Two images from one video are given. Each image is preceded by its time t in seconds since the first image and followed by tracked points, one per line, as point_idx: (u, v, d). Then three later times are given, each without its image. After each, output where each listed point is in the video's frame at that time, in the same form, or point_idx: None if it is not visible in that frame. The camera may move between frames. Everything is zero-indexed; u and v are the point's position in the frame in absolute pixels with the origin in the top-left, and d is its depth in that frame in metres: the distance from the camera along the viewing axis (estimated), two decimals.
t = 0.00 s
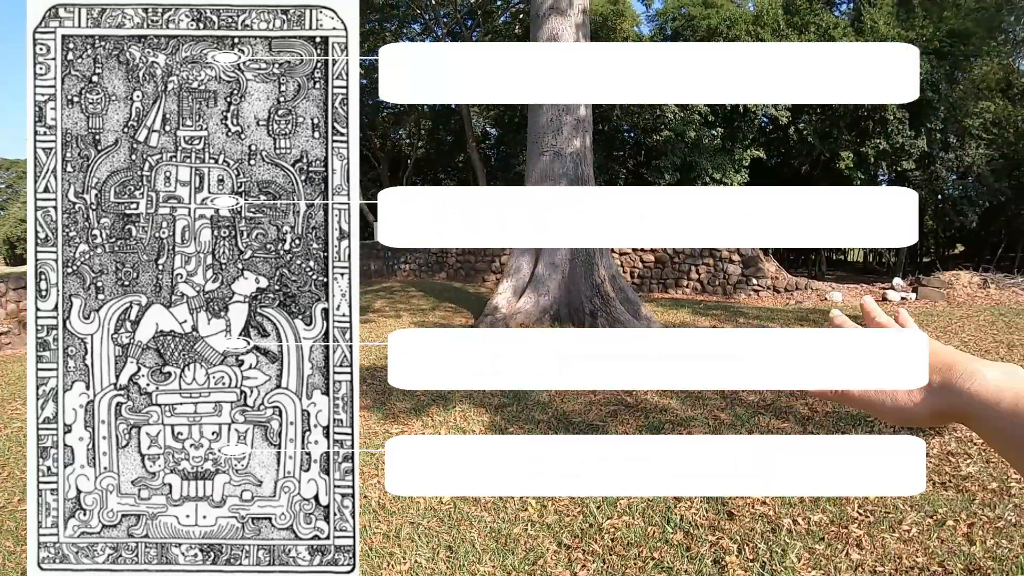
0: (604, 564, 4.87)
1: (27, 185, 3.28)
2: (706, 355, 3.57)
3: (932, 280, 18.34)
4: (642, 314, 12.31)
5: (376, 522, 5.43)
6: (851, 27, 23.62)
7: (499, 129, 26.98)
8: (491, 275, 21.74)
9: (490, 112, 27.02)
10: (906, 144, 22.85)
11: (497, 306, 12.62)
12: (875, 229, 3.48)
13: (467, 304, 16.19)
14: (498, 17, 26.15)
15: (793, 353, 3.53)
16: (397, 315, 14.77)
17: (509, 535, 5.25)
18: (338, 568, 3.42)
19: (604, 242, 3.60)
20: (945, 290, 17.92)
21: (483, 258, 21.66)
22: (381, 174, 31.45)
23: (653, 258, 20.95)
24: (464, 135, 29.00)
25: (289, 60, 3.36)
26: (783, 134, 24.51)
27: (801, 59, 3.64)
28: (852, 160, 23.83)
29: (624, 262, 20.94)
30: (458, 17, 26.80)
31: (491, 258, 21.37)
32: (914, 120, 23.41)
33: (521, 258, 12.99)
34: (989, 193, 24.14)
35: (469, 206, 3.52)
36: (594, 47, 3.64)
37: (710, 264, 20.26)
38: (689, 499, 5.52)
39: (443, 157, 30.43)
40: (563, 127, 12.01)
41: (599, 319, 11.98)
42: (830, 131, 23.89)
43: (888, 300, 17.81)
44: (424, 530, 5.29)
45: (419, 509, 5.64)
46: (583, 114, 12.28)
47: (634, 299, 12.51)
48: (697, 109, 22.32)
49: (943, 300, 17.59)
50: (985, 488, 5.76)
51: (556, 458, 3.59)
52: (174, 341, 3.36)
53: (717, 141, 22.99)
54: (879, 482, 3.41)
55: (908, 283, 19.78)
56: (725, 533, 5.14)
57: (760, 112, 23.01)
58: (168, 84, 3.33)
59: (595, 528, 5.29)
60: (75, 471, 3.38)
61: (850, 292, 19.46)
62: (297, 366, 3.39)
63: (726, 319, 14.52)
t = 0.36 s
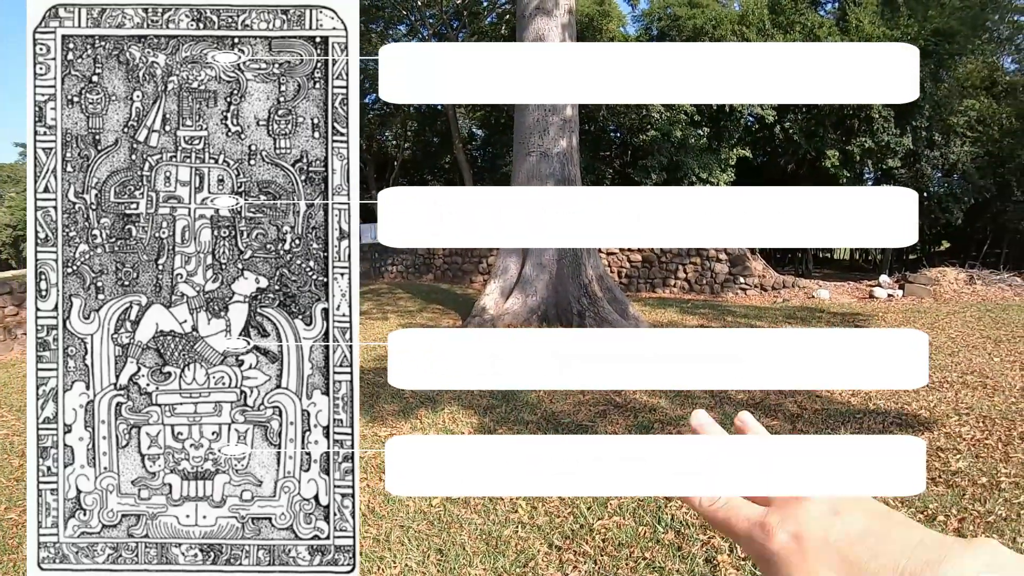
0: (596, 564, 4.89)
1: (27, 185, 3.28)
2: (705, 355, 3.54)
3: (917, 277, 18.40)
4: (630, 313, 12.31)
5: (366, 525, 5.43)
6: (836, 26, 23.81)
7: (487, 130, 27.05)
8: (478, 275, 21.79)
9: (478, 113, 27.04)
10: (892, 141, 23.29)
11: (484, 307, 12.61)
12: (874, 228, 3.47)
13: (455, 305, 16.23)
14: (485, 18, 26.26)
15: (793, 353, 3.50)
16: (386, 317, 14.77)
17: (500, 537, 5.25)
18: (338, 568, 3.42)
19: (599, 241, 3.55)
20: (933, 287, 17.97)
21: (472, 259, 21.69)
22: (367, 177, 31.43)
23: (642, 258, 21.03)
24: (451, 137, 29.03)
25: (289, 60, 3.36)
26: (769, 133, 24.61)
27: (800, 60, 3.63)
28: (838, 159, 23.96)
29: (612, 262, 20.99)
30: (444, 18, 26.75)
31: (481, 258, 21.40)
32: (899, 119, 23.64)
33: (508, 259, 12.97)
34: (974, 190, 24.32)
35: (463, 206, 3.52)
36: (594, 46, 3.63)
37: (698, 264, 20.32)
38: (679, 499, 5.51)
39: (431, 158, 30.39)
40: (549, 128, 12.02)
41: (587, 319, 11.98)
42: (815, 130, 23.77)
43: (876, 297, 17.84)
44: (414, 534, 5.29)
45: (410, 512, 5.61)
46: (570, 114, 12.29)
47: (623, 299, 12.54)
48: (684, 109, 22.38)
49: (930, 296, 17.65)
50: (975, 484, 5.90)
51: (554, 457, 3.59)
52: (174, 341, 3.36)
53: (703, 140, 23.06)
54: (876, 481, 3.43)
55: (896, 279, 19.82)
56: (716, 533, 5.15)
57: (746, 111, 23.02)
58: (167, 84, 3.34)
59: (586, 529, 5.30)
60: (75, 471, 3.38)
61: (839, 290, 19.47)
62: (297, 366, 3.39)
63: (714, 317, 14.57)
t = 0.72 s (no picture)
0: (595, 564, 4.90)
1: (27, 186, 3.28)
2: (704, 355, 3.54)
3: (916, 270, 18.36)
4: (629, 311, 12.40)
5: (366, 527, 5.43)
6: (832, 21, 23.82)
7: (485, 129, 27.08)
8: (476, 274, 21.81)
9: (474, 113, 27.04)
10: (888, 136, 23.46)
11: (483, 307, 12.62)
12: (872, 229, 3.47)
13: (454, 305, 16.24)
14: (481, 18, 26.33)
15: (794, 353, 3.50)
16: (384, 317, 14.78)
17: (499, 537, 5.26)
18: (338, 568, 3.42)
19: (597, 242, 3.55)
20: (932, 281, 17.97)
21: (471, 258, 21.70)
22: (365, 177, 31.48)
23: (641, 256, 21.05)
24: (448, 137, 29.04)
25: (289, 60, 3.36)
26: (768, 130, 24.58)
27: (800, 60, 3.63)
28: (837, 153, 24.08)
29: (610, 261, 21.00)
30: (439, 17, 26.70)
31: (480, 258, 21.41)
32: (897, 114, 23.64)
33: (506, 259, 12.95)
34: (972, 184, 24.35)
35: (460, 206, 3.52)
36: (592, 46, 3.62)
37: (697, 261, 20.34)
38: (680, 497, 5.50)
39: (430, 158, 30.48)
40: (546, 127, 12.00)
41: (587, 319, 12.03)
42: (812, 126, 23.82)
43: (875, 292, 17.84)
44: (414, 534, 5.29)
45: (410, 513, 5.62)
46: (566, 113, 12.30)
47: (621, 295, 12.61)
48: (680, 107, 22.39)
49: (929, 290, 17.66)
50: (975, 477, 5.92)
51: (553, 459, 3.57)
52: (174, 341, 3.36)
53: (700, 137, 23.05)
54: (876, 482, 3.44)
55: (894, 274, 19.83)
56: (716, 531, 5.15)
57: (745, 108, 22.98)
58: (167, 84, 3.34)
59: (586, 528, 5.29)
60: (75, 471, 3.38)
61: (839, 285, 19.50)
62: (297, 366, 3.39)
63: (712, 314, 14.58)
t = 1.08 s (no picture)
0: (596, 566, 4.89)
1: (27, 186, 3.28)
2: (704, 355, 3.54)
3: (917, 267, 18.33)
4: (628, 307, 12.49)
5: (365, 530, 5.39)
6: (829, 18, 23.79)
7: (483, 128, 27.04)
8: (476, 273, 21.79)
9: (473, 112, 27.00)
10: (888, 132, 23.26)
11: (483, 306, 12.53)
12: (873, 228, 3.46)
13: (454, 305, 16.22)
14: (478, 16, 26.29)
15: (795, 354, 3.50)
16: (383, 317, 14.76)
17: (500, 538, 5.25)
18: (338, 568, 3.42)
19: (598, 242, 3.55)
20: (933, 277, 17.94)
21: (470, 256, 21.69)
22: (365, 177, 31.47)
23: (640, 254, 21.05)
24: (447, 136, 28.97)
25: (289, 60, 3.36)
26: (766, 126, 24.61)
27: (799, 60, 3.63)
28: (837, 150, 24.01)
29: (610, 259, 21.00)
30: (438, 16, 26.60)
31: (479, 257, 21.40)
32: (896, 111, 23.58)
33: (503, 257, 12.88)
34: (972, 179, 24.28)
35: (461, 207, 3.52)
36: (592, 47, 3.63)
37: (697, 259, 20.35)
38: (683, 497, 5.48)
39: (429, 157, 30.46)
40: (545, 125, 12.02)
41: (588, 316, 11.99)
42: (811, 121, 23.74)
43: (876, 289, 17.80)
44: (415, 537, 5.27)
45: (410, 515, 5.59)
46: (565, 112, 12.26)
47: (620, 294, 12.71)
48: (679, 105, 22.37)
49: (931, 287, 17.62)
50: (979, 475, 5.92)
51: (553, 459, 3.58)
52: (174, 341, 3.36)
53: (699, 134, 22.98)
54: (875, 482, 3.44)
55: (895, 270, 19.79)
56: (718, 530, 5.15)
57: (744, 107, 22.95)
58: (168, 84, 3.34)
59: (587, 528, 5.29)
60: (75, 471, 3.39)
61: (840, 281, 19.50)
62: (297, 366, 3.39)
63: (714, 312, 14.53)
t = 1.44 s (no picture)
0: (600, 569, 4.93)
1: (27, 186, 3.28)
2: (706, 355, 3.54)
3: (910, 259, 18.42)
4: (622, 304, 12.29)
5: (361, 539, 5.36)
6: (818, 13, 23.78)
7: (473, 126, 27.06)
8: (468, 271, 21.78)
9: (460, 110, 26.89)
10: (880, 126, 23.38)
11: (476, 304, 12.60)
12: (873, 228, 3.46)
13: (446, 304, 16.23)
14: (467, 13, 26.32)
15: (795, 354, 3.50)
16: (374, 316, 14.75)
17: (499, 546, 5.23)
18: (337, 568, 3.42)
19: (597, 242, 3.55)
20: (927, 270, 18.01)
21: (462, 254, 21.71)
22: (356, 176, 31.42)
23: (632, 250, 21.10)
24: (436, 134, 28.93)
25: (289, 60, 3.36)
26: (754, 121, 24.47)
27: (799, 60, 3.63)
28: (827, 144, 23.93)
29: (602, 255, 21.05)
30: (426, 13, 26.60)
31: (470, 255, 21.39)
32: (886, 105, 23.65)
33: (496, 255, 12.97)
34: (962, 172, 24.74)
35: (462, 206, 3.52)
36: (592, 47, 3.64)
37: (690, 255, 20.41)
38: (685, 498, 5.52)
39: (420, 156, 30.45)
40: (535, 120, 11.98)
41: (581, 314, 11.86)
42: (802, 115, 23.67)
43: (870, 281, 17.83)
44: (411, 546, 5.25)
45: (406, 521, 5.59)
46: (556, 108, 12.22)
47: (615, 291, 12.50)
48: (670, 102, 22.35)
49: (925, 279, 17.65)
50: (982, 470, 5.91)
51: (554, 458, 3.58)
52: (174, 342, 3.36)
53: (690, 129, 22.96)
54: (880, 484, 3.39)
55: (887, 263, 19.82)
56: (724, 533, 5.17)
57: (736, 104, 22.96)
58: (168, 84, 3.34)
59: (589, 533, 5.32)
60: (75, 471, 3.38)
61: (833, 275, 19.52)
62: (297, 366, 3.39)
63: (710, 308, 14.57)
